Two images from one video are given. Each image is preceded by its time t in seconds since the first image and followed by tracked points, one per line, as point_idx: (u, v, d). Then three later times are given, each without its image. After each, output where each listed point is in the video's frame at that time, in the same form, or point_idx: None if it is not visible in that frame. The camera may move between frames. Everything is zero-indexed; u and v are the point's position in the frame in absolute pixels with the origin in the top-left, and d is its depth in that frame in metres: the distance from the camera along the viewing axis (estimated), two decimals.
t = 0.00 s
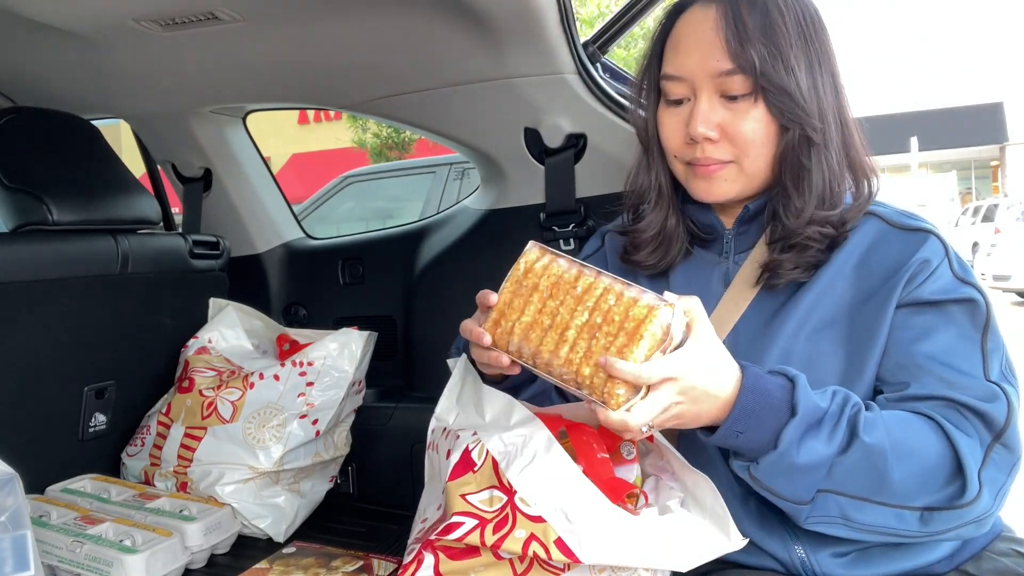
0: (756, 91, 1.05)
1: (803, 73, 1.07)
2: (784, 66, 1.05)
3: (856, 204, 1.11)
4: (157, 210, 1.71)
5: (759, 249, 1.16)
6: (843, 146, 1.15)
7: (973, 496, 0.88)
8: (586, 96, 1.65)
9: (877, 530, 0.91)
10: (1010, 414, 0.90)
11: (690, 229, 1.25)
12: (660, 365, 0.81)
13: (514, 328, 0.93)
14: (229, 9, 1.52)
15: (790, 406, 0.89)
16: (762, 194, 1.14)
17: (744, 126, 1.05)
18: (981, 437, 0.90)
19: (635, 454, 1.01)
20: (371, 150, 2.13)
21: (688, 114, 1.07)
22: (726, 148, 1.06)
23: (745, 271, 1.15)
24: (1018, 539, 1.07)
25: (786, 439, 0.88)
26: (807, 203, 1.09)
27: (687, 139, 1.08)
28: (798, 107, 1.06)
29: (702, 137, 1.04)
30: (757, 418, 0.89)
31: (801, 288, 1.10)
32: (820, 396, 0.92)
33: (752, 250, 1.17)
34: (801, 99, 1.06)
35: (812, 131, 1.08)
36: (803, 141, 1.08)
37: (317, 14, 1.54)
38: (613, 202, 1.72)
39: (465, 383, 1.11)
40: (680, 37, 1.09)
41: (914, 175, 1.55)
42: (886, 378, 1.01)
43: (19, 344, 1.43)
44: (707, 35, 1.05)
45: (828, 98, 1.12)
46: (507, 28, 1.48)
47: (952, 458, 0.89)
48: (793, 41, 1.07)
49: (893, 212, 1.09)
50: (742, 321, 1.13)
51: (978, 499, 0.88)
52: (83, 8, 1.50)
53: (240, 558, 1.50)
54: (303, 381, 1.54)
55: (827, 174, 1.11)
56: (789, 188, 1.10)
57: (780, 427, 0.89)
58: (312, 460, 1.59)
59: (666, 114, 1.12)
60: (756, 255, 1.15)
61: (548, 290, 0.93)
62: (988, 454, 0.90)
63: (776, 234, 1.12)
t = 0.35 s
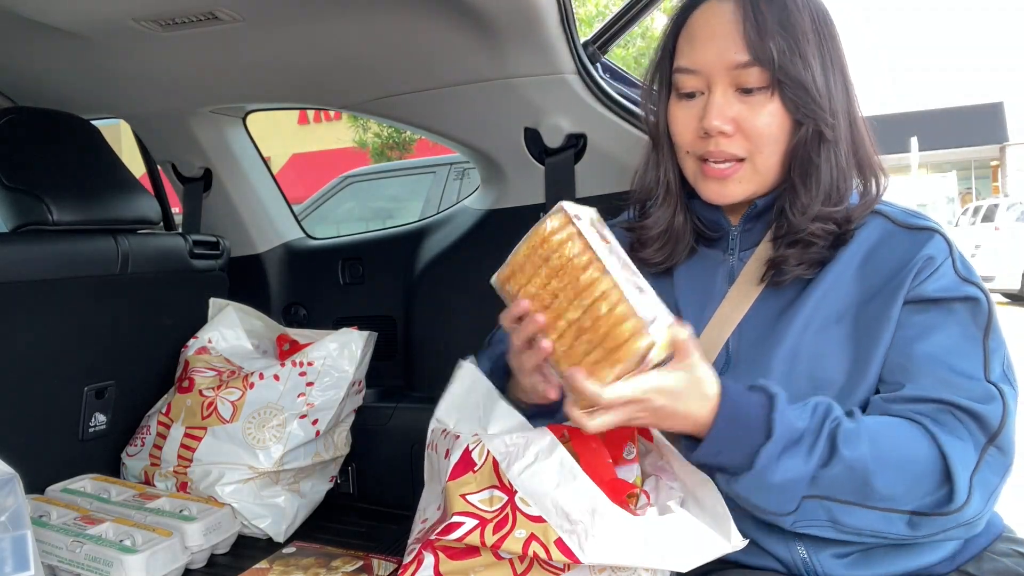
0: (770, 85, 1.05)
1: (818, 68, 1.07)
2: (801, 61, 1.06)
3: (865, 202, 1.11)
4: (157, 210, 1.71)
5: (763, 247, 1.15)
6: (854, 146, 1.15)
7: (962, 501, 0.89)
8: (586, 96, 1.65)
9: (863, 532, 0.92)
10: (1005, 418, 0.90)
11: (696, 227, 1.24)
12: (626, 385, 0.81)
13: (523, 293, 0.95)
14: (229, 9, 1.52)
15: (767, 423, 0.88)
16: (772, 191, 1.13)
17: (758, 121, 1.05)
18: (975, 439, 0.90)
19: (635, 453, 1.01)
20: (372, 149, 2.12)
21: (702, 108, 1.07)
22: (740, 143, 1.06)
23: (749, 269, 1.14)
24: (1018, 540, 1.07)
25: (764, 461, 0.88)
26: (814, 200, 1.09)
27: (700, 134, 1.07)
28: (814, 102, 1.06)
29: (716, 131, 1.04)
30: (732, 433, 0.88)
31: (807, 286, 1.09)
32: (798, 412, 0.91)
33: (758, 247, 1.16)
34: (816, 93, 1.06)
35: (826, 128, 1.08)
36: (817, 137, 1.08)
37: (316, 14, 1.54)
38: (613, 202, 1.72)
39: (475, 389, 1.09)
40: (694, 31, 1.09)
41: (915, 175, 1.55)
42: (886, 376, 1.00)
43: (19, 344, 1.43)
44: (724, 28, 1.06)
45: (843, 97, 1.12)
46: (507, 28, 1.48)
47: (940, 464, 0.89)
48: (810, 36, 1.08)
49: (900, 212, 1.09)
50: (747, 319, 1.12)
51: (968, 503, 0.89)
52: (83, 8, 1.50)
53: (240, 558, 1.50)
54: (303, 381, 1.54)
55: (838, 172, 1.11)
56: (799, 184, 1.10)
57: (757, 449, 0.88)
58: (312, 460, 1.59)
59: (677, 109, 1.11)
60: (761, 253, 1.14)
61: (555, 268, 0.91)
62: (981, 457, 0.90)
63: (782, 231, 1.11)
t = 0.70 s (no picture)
0: (773, 82, 1.05)
1: (819, 66, 1.08)
2: (806, 60, 1.06)
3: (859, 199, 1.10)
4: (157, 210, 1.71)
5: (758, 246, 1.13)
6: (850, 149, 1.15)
7: (936, 502, 0.85)
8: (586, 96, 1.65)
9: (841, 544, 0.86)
10: (971, 412, 0.88)
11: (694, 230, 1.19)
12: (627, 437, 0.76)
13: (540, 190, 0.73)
14: (228, 8, 1.52)
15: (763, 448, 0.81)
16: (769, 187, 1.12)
17: (763, 117, 1.03)
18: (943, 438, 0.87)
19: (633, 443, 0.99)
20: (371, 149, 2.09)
21: (705, 105, 1.05)
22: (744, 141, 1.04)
23: (742, 267, 1.12)
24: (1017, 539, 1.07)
25: (764, 489, 0.81)
26: (806, 196, 1.09)
27: (702, 133, 1.04)
28: (816, 99, 1.06)
29: (721, 129, 1.02)
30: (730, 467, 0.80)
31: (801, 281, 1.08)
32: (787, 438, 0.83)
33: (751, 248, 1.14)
34: (818, 90, 1.06)
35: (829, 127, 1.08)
36: (818, 135, 1.08)
37: (316, 14, 1.54)
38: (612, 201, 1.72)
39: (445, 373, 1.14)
40: (694, 29, 1.08)
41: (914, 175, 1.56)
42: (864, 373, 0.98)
43: (20, 344, 1.43)
44: (725, 26, 1.05)
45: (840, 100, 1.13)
46: (507, 28, 1.48)
47: (913, 462, 0.85)
48: (810, 35, 1.08)
49: (883, 208, 1.09)
50: (741, 317, 1.10)
51: (943, 504, 0.85)
52: (83, 8, 1.50)
53: (240, 558, 1.50)
54: (303, 381, 1.54)
55: (836, 171, 1.11)
56: (795, 180, 1.10)
57: (757, 478, 0.81)
58: (312, 460, 1.59)
59: (676, 107, 1.08)
60: (754, 251, 1.12)
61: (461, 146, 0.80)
62: (949, 454, 0.87)
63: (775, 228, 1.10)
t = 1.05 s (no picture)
0: (778, 86, 1.05)
1: (827, 68, 1.08)
2: (812, 61, 1.06)
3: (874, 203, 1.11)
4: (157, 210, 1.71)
5: (772, 250, 1.13)
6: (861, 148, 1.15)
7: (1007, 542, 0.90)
8: (586, 96, 1.64)
9: None
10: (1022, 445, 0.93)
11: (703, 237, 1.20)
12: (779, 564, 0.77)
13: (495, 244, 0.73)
14: (228, 8, 1.52)
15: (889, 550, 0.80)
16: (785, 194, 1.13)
17: (768, 122, 1.04)
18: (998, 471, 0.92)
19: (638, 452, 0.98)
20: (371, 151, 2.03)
21: (710, 111, 1.06)
22: (750, 146, 1.05)
23: (756, 273, 1.13)
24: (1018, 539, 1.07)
25: None
26: (832, 210, 1.09)
27: (708, 138, 1.05)
28: (823, 102, 1.06)
29: (726, 136, 1.03)
30: None
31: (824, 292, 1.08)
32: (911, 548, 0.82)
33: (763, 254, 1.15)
34: (825, 93, 1.06)
35: (837, 128, 1.08)
36: (828, 139, 1.09)
37: (316, 14, 1.54)
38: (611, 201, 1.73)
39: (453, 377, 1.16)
40: (698, 33, 1.08)
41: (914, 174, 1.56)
42: (904, 396, 0.98)
43: (20, 344, 1.43)
44: (731, 29, 1.05)
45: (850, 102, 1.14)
46: (507, 28, 1.48)
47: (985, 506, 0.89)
48: (817, 35, 1.08)
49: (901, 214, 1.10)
50: (754, 326, 1.11)
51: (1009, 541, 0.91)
52: (82, 8, 1.50)
53: (240, 558, 1.50)
54: (303, 381, 1.54)
55: (848, 176, 1.11)
56: (811, 186, 1.10)
57: None
58: (312, 460, 1.59)
59: (679, 113, 1.10)
60: (769, 258, 1.13)
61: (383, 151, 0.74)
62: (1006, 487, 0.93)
63: (795, 237, 1.10)
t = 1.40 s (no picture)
0: (784, 88, 1.04)
1: (833, 71, 1.07)
2: (818, 64, 1.05)
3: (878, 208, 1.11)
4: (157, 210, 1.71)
5: (771, 256, 1.14)
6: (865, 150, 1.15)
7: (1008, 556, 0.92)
8: (586, 96, 1.65)
9: None
10: None
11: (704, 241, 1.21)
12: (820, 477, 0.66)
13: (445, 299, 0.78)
14: (228, 9, 1.52)
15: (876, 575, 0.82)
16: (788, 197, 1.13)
17: (773, 125, 1.03)
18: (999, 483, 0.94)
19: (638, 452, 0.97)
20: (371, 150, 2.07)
21: (712, 113, 1.05)
22: (753, 150, 1.04)
23: (757, 278, 1.13)
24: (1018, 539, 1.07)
25: None
26: (833, 215, 1.09)
27: (710, 141, 1.05)
28: (830, 106, 1.06)
29: (729, 139, 1.02)
30: None
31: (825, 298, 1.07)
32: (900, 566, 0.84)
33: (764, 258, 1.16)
34: (831, 96, 1.06)
35: (844, 132, 1.08)
36: (833, 143, 1.09)
37: (317, 15, 1.54)
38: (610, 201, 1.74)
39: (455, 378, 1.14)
40: (700, 33, 1.07)
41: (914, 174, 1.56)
42: (908, 405, 0.99)
43: (19, 344, 1.43)
44: (734, 30, 1.04)
45: (856, 103, 1.13)
46: (506, 29, 1.49)
47: (986, 521, 0.90)
48: (822, 38, 1.07)
49: (907, 216, 1.10)
50: (755, 331, 1.11)
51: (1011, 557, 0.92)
52: (82, 8, 1.50)
53: (240, 558, 1.50)
54: (303, 381, 1.54)
55: (852, 180, 1.11)
56: (814, 189, 1.11)
57: None
58: (312, 460, 1.59)
59: (681, 114, 1.09)
60: (770, 263, 1.13)
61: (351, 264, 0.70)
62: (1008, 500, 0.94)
63: (797, 242, 1.10)
